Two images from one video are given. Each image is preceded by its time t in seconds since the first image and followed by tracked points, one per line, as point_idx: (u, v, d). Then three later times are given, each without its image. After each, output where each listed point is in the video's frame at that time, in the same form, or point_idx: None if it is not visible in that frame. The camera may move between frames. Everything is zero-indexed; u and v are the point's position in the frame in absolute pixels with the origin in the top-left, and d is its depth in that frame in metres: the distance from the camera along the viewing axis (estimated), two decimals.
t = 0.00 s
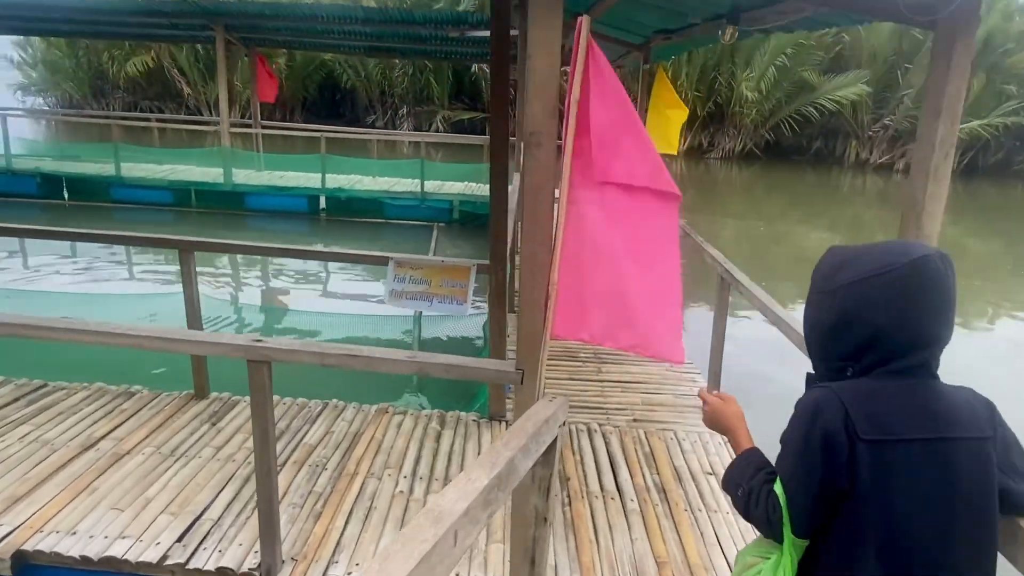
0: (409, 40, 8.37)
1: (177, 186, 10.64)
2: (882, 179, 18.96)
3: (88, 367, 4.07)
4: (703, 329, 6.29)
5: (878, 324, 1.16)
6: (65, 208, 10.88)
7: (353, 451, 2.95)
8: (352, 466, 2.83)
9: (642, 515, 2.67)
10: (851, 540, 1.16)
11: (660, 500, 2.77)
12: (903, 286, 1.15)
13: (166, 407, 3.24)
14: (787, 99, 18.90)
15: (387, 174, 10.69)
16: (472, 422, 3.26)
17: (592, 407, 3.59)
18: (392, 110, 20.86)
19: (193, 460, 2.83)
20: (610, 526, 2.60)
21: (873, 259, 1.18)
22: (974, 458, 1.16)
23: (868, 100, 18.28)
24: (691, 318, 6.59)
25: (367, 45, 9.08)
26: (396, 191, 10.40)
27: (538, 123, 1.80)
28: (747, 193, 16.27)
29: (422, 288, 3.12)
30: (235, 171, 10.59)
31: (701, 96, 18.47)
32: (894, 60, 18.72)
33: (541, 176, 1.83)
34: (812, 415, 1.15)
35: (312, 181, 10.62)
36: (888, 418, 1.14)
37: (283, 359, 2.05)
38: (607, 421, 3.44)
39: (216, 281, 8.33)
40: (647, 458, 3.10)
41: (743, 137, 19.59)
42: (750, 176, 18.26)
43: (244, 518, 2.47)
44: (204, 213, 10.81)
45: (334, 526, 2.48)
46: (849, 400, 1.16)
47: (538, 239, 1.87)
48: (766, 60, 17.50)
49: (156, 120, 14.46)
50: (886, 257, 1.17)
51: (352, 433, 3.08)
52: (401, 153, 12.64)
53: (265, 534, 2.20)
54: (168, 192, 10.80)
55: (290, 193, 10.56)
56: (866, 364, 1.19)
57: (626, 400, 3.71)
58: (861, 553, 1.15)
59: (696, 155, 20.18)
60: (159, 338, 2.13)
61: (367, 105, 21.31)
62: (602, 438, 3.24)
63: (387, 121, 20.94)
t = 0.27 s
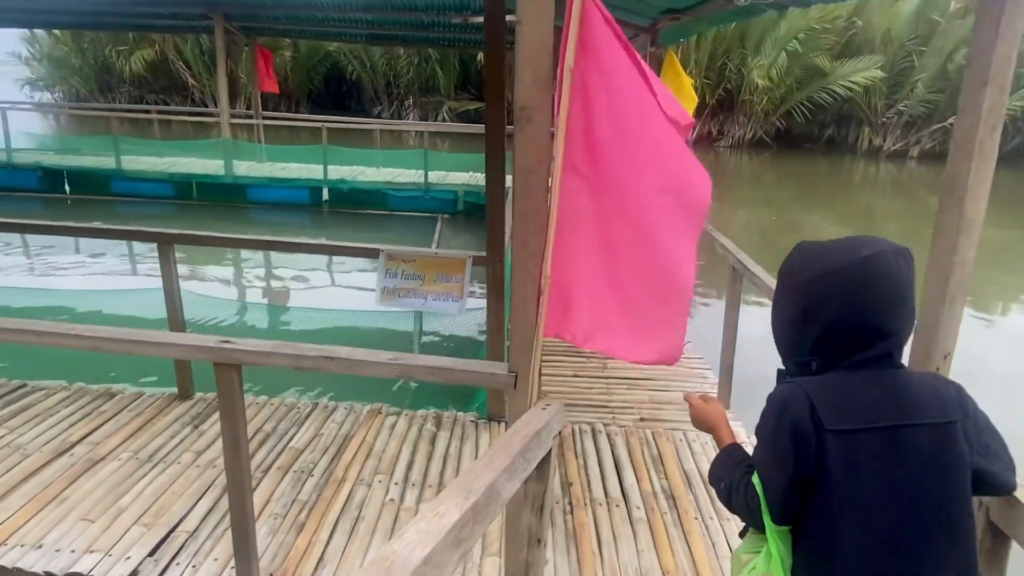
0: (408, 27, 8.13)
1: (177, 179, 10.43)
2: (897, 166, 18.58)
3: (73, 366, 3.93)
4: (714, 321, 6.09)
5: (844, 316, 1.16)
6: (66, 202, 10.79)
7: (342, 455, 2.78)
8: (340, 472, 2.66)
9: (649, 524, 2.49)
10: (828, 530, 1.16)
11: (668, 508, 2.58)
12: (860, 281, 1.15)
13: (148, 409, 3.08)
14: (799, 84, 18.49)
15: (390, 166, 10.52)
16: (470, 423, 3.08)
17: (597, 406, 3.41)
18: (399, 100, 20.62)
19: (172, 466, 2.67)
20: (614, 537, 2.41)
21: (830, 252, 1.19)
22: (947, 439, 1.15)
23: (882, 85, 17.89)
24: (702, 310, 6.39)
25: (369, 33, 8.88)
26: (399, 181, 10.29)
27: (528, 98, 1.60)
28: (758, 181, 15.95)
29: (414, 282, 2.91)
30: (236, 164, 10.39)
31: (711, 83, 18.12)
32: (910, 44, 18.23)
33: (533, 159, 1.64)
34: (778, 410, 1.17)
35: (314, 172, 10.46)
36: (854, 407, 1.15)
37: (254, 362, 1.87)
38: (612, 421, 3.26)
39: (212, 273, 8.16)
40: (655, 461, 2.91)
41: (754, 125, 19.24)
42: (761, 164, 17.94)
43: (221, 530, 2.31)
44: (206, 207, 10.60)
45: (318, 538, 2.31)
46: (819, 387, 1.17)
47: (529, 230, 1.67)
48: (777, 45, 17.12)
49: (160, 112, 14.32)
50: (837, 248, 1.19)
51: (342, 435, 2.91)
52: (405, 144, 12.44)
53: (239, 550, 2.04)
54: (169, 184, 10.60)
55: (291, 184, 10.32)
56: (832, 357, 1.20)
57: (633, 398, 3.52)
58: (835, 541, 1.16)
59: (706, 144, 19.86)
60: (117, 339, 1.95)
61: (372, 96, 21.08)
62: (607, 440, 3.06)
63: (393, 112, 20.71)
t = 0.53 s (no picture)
0: (385, 11, 7.83)
1: (150, 169, 9.86)
2: (884, 157, 18.53)
3: (20, 364, 3.68)
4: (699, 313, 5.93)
5: (792, 252, 1.27)
6: (35, 194, 10.42)
7: (300, 458, 2.54)
8: (296, 479, 2.42)
9: (633, 532, 2.27)
10: (786, 448, 1.25)
11: (654, 513, 2.37)
12: (806, 207, 1.26)
13: (92, 409, 2.83)
14: (787, 75, 18.28)
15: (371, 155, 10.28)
16: (444, 421, 2.84)
17: (578, 402, 3.20)
18: (383, 91, 20.25)
19: (110, 473, 2.42)
20: (594, 548, 2.20)
21: (773, 191, 1.30)
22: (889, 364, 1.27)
23: (869, 76, 17.82)
24: (688, 301, 6.22)
25: (349, 18, 8.64)
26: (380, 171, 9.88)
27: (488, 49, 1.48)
28: (746, 173, 15.77)
29: (380, 267, 2.67)
30: (211, 154, 10.21)
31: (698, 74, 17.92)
32: (898, 34, 18.10)
33: (492, 111, 1.52)
34: (740, 344, 1.24)
35: (292, 163, 10.18)
36: (806, 332, 1.24)
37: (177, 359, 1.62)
38: (595, 418, 3.05)
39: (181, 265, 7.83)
40: (641, 461, 2.69)
41: (742, 117, 19.07)
42: (749, 156, 17.81)
43: (157, 547, 2.08)
44: (181, 198, 10.01)
45: (265, 553, 2.07)
46: (774, 320, 1.25)
47: (493, 195, 1.50)
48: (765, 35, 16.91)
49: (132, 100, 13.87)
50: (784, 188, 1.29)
51: (301, 437, 2.67)
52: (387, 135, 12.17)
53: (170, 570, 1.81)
54: (141, 175, 10.01)
55: (268, 173, 9.87)
56: (781, 294, 1.32)
57: (618, 393, 3.31)
58: (793, 464, 1.25)
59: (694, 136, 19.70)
60: (19, 332, 1.70)
61: (357, 87, 20.74)
62: (590, 438, 2.85)
63: (378, 103, 20.32)
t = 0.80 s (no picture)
0: (346, 12, 7.56)
1: (104, 178, 9.46)
2: (852, 158, 18.75)
3: None
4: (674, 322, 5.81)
5: (711, 257, 1.26)
6: None
7: (236, 502, 2.30)
8: (231, 527, 2.18)
9: None
10: (714, 459, 1.26)
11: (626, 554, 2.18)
12: (721, 216, 1.25)
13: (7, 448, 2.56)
14: (756, 77, 18.33)
15: (337, 161, 10.05)
16: (399, 453, 2.63)
17: (548, 425, 3.01)
18: (353, 95, 19.94)
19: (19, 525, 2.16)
20: None
21: (690, 200, 1.28)
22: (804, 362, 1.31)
23: (837, 79, 18.02)
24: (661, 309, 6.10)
25: (312, 21, 8.39)
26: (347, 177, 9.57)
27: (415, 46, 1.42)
28: (717, 176, 15.77)
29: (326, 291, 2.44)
30: (168, 160, 9.75)
31: (669, 77, 17.96)
32: (863, 37, 18.27)
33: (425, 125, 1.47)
34: (665, 364, 1.24)
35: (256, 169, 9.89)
36: (727, 344, 1.24)
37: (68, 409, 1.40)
38: (565, 443, 2.86)
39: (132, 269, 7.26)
40: (613, 493, 2.50)
41: (713, 119, 19.12)
42: (720, 158, 17.87)
43: None
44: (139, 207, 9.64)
45: None
46: (693, 335, 1.25)
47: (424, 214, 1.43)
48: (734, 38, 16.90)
49: (87, 104, 13.35)
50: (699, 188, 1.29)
51: (240, 477, 2.43)
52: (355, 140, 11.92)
53: None
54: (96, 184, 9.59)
55: (229, 181, 9.47)
56: (699, 302, 1.31)
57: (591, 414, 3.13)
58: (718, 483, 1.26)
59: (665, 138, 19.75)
60: None
61: (326, 90, 20.38)
62: (559, 468, 2.65)
63: (347, 107, 20.01)
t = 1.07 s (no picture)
0: (336, 24, 7.42)
1: (88, 195, 9.44)
2: (846, 169, 18.71)
3: None
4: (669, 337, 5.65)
5: (643, 233, 1.57)
6: None
7: (195, 546, 2.11)
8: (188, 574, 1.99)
9: None
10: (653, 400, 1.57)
11: None
12: (655, 194, 1.56)
13: None
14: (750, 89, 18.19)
15: (326, 175, 9.90)
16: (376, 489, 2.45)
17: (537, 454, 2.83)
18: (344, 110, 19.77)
19: None
20: None
21: (625, 180, 1.58)
22: (713, 334, 1.69)
23: (829, 90, 18.02)
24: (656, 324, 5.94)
25: (299, 34, 8.28)
26: (335, 192, 9.69)
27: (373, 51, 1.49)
28: (713, 189, 15.56)
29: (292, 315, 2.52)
30: (153, 176, 9.58)
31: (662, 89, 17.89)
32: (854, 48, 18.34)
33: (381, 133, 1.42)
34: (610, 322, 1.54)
35: (243, 184, 9.74)
36: (659, 308, 1.57)
37: None
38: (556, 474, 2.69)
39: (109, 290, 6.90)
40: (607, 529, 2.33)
41: (706, 132, 18.97)
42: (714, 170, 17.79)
43: None
44: (124, 224, 9.56)
45: None
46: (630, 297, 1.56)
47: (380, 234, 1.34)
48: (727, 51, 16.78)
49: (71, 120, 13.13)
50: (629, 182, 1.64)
51: (202, 518, 2.24)
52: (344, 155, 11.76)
53: None
54: (80, 201, 9.56)
55: (215, 198, 9.53)
56: (630, 273, 1.61)
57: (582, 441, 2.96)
58: (659, 417, 1.57)
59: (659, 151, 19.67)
60: None
61: (317, 105, 20.20)
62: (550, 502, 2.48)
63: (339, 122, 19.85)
